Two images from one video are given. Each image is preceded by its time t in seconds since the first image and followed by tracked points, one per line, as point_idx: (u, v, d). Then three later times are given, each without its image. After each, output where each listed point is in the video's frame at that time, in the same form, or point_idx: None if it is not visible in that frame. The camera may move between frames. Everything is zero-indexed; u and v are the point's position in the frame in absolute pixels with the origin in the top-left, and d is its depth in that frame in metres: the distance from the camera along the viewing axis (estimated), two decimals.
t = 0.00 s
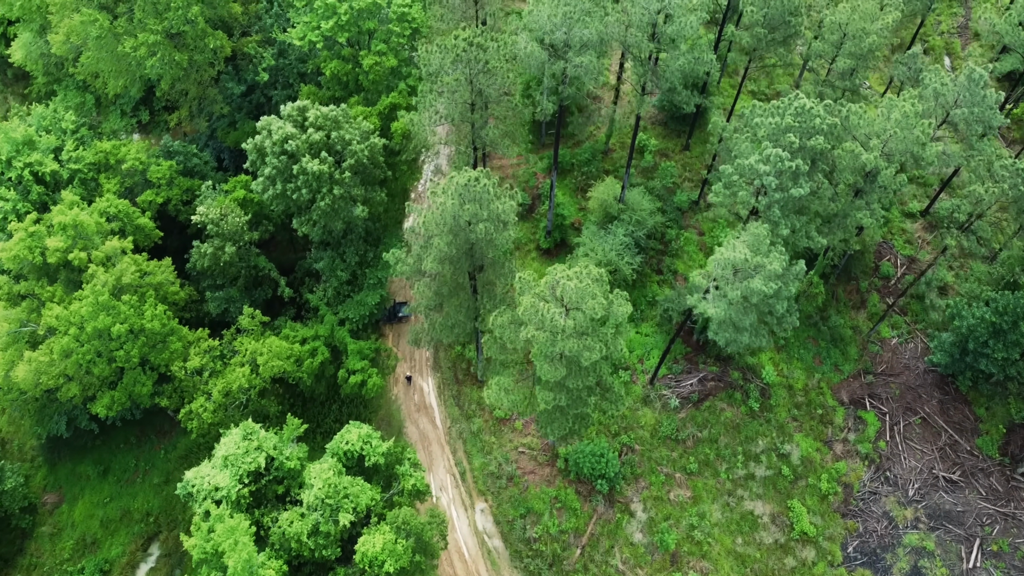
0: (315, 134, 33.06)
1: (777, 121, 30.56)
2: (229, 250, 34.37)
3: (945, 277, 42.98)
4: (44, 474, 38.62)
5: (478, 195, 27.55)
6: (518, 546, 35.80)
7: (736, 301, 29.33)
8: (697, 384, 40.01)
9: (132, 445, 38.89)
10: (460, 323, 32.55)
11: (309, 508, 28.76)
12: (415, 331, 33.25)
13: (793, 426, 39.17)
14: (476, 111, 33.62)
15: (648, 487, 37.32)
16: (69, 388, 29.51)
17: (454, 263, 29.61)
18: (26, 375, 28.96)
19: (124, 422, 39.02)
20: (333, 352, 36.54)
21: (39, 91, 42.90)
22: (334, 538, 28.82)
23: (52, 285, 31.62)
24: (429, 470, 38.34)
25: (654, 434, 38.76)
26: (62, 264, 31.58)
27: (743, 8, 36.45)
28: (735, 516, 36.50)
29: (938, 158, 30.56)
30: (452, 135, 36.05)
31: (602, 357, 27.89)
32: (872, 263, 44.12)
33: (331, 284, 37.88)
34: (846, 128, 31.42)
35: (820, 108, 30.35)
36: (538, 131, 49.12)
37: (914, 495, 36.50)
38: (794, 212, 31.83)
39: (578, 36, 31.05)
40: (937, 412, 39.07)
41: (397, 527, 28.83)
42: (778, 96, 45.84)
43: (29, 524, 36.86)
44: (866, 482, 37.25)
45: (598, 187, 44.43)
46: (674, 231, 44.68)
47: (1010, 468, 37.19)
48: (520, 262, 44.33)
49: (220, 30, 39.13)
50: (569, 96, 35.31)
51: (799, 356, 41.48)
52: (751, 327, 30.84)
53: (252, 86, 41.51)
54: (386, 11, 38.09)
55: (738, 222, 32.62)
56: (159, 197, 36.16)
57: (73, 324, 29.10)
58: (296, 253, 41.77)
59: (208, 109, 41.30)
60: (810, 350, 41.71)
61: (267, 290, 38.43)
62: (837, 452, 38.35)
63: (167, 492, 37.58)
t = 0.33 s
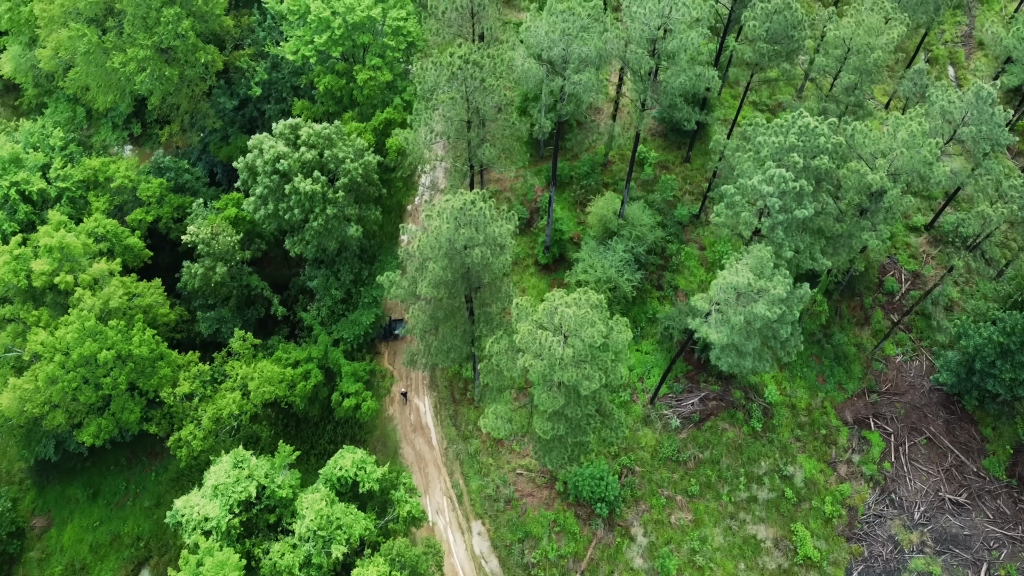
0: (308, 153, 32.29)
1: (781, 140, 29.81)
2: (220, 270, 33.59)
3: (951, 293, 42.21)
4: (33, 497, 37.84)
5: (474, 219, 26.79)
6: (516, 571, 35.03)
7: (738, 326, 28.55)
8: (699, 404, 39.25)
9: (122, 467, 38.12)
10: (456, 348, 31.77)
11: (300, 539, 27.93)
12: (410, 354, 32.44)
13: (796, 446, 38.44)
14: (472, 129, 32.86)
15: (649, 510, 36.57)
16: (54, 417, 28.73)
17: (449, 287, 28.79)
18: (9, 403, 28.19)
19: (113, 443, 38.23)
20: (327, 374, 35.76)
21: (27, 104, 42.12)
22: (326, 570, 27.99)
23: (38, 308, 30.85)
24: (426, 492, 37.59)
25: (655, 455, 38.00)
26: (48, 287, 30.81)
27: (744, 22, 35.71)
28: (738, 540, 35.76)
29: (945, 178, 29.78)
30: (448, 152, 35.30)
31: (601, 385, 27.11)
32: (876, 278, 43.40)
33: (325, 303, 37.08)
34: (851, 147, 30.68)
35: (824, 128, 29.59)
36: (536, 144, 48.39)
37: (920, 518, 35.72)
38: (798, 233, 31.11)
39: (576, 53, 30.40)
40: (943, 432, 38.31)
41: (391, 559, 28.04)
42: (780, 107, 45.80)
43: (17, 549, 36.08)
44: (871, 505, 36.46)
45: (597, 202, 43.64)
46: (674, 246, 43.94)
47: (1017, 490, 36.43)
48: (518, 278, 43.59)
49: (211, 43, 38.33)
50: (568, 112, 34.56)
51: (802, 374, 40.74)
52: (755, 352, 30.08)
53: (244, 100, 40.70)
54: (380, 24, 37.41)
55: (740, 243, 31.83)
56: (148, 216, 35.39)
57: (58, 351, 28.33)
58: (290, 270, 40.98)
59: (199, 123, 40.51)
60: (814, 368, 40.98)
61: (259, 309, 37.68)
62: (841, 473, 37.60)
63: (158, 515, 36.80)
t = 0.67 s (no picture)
0: (300, 174, 31.51)
1: (784, 162, 29.05)
2: (210, 293, 32.76)
3: (957, 311, 41.39)
4: (20, 523, 37.02)
5: (469, 246, 25.98)
6: None
7: (741, 354, 27.77)
8: (700, 425, 38.47)
9: (112, 491, 37.30)
10: (451, 376, 30.96)
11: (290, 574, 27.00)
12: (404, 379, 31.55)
13: (799, 469, 37.67)
14: (468, 149, 32.09)
15: (650, 536, 35.75)
16: (38, 448, 27.95)
17: (444, 314, 27.96)
18: None
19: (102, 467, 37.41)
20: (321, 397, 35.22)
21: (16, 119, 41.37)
22: None
23: (22, 335, 30.07)
24: (421, 518, 36.80)
25: (655, 479, 37.20)
26: (32, 313, 30.03)
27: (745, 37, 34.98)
28: (740, 567, 34.97)
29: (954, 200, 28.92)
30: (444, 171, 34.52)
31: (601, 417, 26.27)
32: (880, 295, 42.62)
33: (318, 324, 36.27)
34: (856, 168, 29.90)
35: (829, 149, 28.83)
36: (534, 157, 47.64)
37: (927, 543, 34.82)
38: (802, 256, 30.36)
39: (575, 71, 29.53)
40: (949, 454, 37.47)
41: None
42: (781, 119, 47.61)
43: None
44: (876, 530, 35.60)
45: (595, 219, 42.88)
46: (675, 262, 43.11)
47: None
48: (516, 295, 42.74)
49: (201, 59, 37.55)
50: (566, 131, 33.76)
51: (805, 395, 39.98)
52: (758, 379, 29.31)
53: (236, 115, 39.87)
54: (375, 39, 36.62)
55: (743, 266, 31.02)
56: (137, 236, 34.59)
57: (41, 382, 27.56)
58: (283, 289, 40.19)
59: (191, 138, 39.71)
60: (817, 389, 40.22)
61: (251, 331, 36.88)
62: (845, 497, 36.79)
63: (148, 541, 35.97)
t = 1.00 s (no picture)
0: (291, 197, 30.70)
1: (789, 185, 28.27)
2: (200, 317, 31.90)
3: (963, 330, 40.63)
4: (7, 550, 36.13)
5: (464, 275, 25.12)
6: None
7: (746, 386, 26.93)
8: (702, 448, 37.65)
9: (101, 517, 36.43)
10: (447, 405, 30.10)
11: None
12: (399, 407, 30.63)
13: (804, 493, 36.82)
14: (464, 170, 31.30)
15: (651, 563, 34.88)
16: (21, 482, 27.12)
17: (439, 344, 27.14)
18: None
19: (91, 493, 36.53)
20: (313, 423, 34.59)
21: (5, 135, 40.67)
22: None
23: (5, 364, 29.25)
24: (417, 544, 35.58)
25: (657, 504, 36.34)
26: (16, 341, 29.21)
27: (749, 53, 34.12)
28: None
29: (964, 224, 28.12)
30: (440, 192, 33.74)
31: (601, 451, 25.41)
32: (885, 313, 41.87)
33: (312, 346, 35.46)
34: (862, 191, 29.23)
35: (834, 172, 28.03)
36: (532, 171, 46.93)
37: (935, 571, 33.90)
38: (807, 282, 29.60)
39: (573, 92, 28.87)
40: (956, 478, 36.60)
41: None
42: (783, 132, 47.16)
43: None
44: (882, 557, 34.72)
45: (595, 237, 42.03)
46: (676, 279, 42.26)
47: None
48: (514, 313, 42.00)
49: (192, 76, 36.76)
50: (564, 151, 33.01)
51: (809, 416, 39.19)
52: (763, 410, 28.48)
53: (228, 131, 39.08)
54: (369, 55, 35.94)
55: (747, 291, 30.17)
56: (126, 258, 33.76)
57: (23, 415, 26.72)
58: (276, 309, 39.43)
59: (182, 155, 38.91)
60: (821, 411, 39.43)
61: (243, 353, 36.10)
62: (851, 523, 35.90)
63: (138, 570, 35.09)
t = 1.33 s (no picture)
0: (281, 221, 29.86)
1: (792, 211, 27.50)
2: (188, 344, 31.00)
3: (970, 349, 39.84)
4: None
5: (459, 307, 24.25)
6: None
7: (750, 419, 26.08)
8: (704, 473, 36.82)
9: (89, 546, 35.40)
10: (442, 436, 29.24)
11: None
12: (393, 435, 29.76)
13: (808, 519, 35.96)
14: (460, 194, 30.42)
15: None
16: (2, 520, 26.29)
17: (434, 376, 26.29)
18: None
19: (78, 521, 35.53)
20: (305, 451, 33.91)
21: None
22: None
23: None
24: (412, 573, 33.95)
25: (657, 531, 35.50)
26: None
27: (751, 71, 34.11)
28: None
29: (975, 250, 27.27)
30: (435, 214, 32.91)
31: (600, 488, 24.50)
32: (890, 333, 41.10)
33: (304, 370, 34.63)
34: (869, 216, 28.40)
35: (841, 198, 27.20)
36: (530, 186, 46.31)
37: None
38: (812, 310, 28.80)
39: (572, 113, 27.96)
40: (964, 504, 35.66)
41: None
42: (786, 146, 46.42)
43: None
44: None
45: (594, 255, 41.20)
46: (677, 297, 41.40)
47: None
48: (512, 332, 41.27)
49: (182, 94, 36.01)
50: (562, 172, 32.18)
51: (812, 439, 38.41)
52: (768, 442, 27.63)
53: (219, 149, 38.33)
54: (363, 72, 35.17)
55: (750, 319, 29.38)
56: (113, 282, 32.89)
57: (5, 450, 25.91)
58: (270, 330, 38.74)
59: (172, 174, 38.13)
60: (825, 434, 38.64)
61: (234, 378, 35.32)
62: (856, 549, 35.02)
63: None
